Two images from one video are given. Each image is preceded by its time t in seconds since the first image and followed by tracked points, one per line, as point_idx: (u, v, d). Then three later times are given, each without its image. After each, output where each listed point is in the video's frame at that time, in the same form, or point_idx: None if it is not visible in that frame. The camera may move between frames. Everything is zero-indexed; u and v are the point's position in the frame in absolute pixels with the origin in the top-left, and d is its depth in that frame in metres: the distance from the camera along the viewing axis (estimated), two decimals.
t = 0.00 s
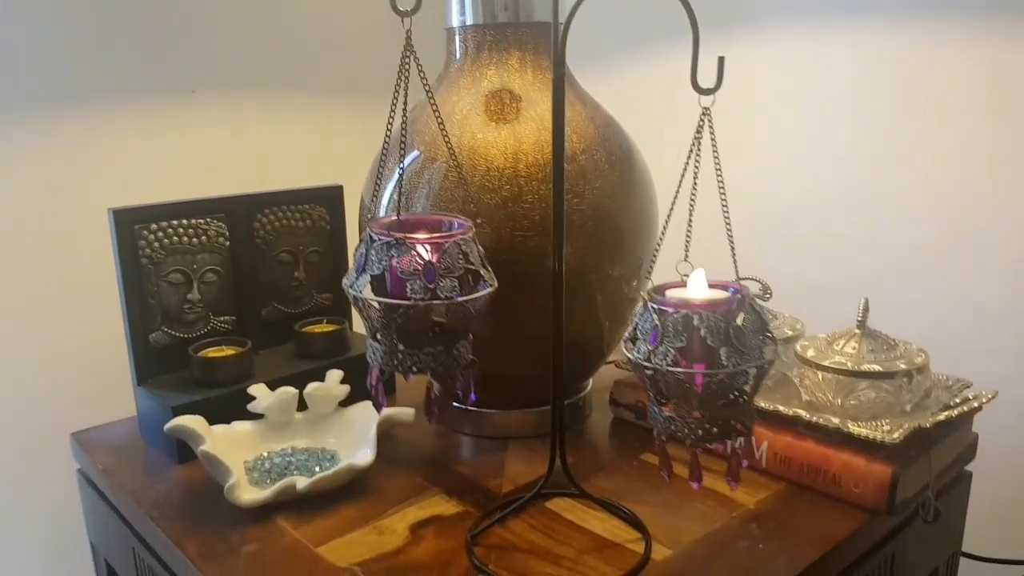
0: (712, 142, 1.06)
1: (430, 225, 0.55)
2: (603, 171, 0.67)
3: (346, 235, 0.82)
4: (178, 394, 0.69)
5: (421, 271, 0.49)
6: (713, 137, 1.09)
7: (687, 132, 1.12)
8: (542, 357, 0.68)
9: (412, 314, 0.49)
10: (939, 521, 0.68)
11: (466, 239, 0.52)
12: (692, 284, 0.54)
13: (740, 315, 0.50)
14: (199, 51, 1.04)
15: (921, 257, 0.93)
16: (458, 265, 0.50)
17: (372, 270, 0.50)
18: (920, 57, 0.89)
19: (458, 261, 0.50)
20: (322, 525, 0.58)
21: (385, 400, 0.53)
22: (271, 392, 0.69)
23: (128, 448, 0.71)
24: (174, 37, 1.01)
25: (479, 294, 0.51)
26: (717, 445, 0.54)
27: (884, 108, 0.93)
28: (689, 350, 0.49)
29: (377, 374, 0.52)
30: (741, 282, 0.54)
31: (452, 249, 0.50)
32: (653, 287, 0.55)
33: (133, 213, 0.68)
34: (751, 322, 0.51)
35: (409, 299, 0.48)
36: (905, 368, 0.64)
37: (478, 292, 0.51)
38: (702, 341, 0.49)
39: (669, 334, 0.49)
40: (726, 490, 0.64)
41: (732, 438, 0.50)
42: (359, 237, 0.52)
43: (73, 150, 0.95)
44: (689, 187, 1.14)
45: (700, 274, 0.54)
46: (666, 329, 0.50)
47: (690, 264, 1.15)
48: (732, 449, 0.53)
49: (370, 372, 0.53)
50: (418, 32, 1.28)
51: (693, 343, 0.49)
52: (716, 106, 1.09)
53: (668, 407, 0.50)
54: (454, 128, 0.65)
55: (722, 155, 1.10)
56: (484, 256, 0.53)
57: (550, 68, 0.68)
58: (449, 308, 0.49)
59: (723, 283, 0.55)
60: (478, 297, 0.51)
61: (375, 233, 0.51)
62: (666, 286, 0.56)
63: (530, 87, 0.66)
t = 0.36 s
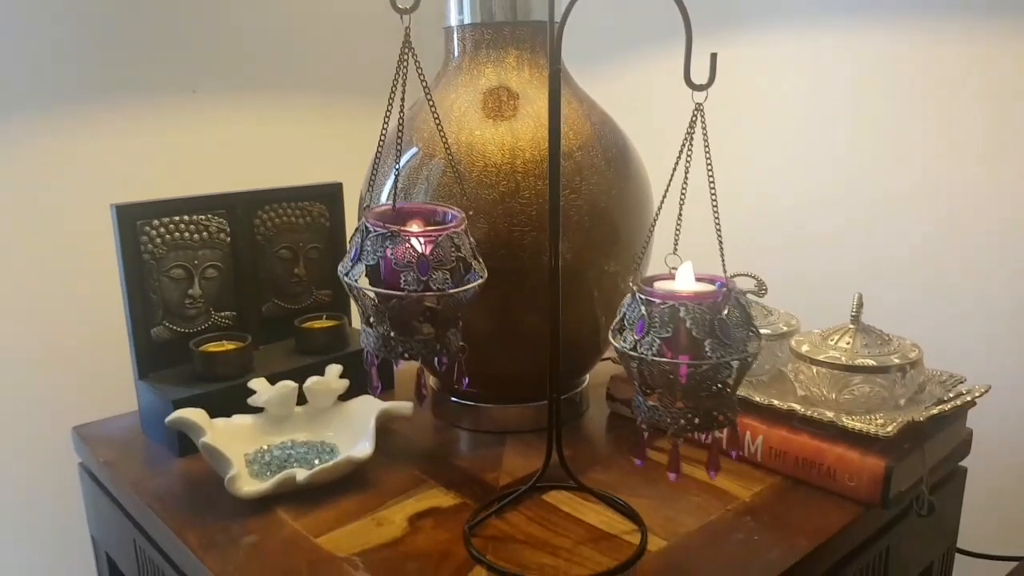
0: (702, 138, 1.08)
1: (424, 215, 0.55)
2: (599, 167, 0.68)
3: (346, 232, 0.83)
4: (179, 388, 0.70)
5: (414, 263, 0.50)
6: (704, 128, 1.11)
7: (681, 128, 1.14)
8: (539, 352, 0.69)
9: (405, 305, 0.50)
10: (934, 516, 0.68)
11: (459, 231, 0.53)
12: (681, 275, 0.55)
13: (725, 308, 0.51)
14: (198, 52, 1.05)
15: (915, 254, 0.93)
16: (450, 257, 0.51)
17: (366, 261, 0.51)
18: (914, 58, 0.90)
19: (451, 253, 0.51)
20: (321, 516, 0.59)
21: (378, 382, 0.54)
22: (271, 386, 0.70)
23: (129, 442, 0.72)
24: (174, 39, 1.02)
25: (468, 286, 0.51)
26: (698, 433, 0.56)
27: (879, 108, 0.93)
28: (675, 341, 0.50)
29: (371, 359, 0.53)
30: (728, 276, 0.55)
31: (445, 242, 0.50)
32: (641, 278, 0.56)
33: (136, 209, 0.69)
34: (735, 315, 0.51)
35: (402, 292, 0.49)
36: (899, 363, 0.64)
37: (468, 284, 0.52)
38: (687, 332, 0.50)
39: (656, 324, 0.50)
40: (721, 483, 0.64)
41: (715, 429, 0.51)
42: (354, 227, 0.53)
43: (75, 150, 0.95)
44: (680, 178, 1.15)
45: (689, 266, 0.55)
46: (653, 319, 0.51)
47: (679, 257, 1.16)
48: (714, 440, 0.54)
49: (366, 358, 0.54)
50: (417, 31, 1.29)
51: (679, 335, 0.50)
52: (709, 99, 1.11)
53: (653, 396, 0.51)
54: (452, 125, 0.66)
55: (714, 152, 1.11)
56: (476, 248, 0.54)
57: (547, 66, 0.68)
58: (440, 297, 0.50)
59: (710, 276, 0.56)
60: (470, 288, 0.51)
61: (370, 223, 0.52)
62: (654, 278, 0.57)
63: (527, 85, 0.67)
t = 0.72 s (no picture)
0: (702, 139, 1.08)
1: (427, 207, 0.56)
2: (601, 165, 0.68)
3: (350, 228, 0.83)
4: (185, 380, 0.70)
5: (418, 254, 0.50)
6: (704, 126, 1.11)
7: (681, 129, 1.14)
8: (540, 347, 0.69)
9: (408, 295, 0.50)
10: (933, 515, 0.69)
11: (462, 224, 0.53)
12: (677, 269, 0.55)
13: (720, 303, 0.51)
14: (199, 51, 1.06)
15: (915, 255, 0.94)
16: (453, 249, 0.52)
17: (370, 251, 0.52)
18: (914, 62, 0.90)
19: (453, 246, 0.52)
20: (323, 506, 0.60)
21: (379, 370, 0.55)
22: (276, 378, 0.70)
23: (134, 432, 0.72)
24: (175, 38, 1.03)
25: (469, 279, 0.52)
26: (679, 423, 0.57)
27: (879, 109, 0.94)
28: (670, 334, 0.51)
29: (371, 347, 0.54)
30: (724, 271, 0.55)
31: (448, 235, 0.51)
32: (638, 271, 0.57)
33: (144, 202, 0.70)
34: (729, 308, 0.52)
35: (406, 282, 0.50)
36: (899, 361, 0.64)
37: (469, 276, 0.52)
38: (683, 326, 0.51)
39: (651, 317, 0.51)
40: (719, 479, 0.65)
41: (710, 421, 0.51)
42: (358, 218, 0.54)
43: (72, 148, 0.96)
44: (680, 175, 1.16)
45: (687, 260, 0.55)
46: (649, 312, 0.52)
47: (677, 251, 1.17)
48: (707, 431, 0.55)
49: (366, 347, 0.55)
50: (422, 29, 1.30)
51: (674, 328, 0.51)
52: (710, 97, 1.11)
53: (647, 387, 0.52)
54: (455, 122, 0.67)
55: (715, 153, 1.12)
56: (477, 240, 0.55)
57: (550, 65, 0.69)
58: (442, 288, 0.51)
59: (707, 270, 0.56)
60: (471, 280, 0.52)
61: (374, 215, 0.53)
62: (651, 271, 0.58)
63: (531, 83, 0.68)
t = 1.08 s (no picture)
0: (703, 147, 1.09)
1: (433, 212, 0.57)
2: (603, 171, 0.69)
3: (353, 231, 0.84)
4: (188, 380, 0.71)
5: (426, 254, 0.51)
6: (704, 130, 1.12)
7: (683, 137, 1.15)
8: (541, 352, 0.70)
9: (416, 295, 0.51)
10: (931, 524, 0.69)
11: (469, 227, 0.54)
12: (678, 272, 0.56)
13: (720, 305, 0.52)
14: (199, 51, 1.06)
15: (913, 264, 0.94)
16: (461, 250, 0.52)
17: (379, 253, 0.52)
18: (913, 73, 0.91)
19: (461, 247, 0.52)
20: (323, 509, 0.60)
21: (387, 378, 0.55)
22: (278, 381, 0.71)
23: (135, 433, 0.73)
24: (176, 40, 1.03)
25: (478, 279, 0.52)
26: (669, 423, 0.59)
27: (879, 117, 0.95)
28: (671, 337, 0.51)
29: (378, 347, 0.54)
30: (725, 274, 0.56)
31: (456, 235, 0.52)
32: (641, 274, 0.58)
33: (150, 203, 0.70)
34: (729, 311, 0.52)
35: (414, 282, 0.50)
36: (896, 369, 0.65)
37: (478, 278, 0.53)
38: (684, 329, 0.51)
39: (653, 320, 0.52)
40: (718, 485, 0.65)
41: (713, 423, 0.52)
42: (367, 221, 0.54)
43: (70, 149, 0.97)
44: (680, 182, 1.17)
45: (687, 262, 0.56)
46: (650, 315, 0.52)
47: (678, 253, 1.17)
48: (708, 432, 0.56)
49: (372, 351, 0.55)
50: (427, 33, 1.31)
51: (675, 331, 0.51)
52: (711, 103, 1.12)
53: (650, 389, 0.53)
54: (460, 127, 0.67)
55: (715, 162, 1.13)
56: (485, 244, 0.55)
57: (554, 72, 0.70)
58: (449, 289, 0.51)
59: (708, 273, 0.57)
60: (479, 281, 0.52)
61: (382, 218, 0.53)
62: (652, 274, 0.59)
63: (535, 89, 0.68)
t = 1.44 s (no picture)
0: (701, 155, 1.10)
1: (437, 220, 0.58)
2: (603, 178, 0.70)
3: (355, 239, 0.85)
4: (191, 386, 0.71)
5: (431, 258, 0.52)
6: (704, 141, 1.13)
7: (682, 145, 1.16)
8: (542, 357, 0.70)
9: (422, 298, 0.51)
10: (931, 526, 0.69)
11: (474, 232, 0.55)
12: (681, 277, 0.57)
13: (723, 309, 0.52)
14: (199, 52, 1.07)
15: (911, 269, 0.95)
16: (466, 254, 0.53)
17: (385, 258, 0.53)
18: (908, 79, 0.92)
19: (466, 251, 0.53)
20: (325, 511, 0.60)
21: (395, 387, 0.57)
22: (280, 386, 0.71)
23: (138, 438, 0.73)
24: (177, 46, 1.05)
25: (485, 283, 0.53)
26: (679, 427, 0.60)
27: (876, 124, 0.95)
28: (675, 341, 0.52)
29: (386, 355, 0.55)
30: (727, 276, 0.56)
31: (461, 239, 0.53)
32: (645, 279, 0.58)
33: (155, 211, 0.71)
34: (732, 314, 0.53)
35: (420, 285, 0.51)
36: (894, 372, 0.66)
37: (484, 282, 0.53)
38: (687, 333, 0.52)
39: (657, 325, 0.52)
40: (718, 488, 0.65)
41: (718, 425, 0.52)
42: (372, 229, 0.55)
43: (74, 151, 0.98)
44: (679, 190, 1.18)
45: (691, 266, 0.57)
46: (654, 320, 0.53)
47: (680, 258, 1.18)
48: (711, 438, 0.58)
49: (383, 361, 0.56)
50: (430, 41, 1.32)
51: (679, 335, 0.52)
52: (709, 111, 1.13)
53: (655, 393, 0.53)
54: (461, 135, 0.68)
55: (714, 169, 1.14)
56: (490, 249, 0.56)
57: (554, 81, 0.71)
58: (457, 298, 0.52)
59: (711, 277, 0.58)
60: (485, 286, 0.53)
61: (387, 225, 0.54)
62: (655, 278, 0.59)
63: (535, 97, 0.69)
